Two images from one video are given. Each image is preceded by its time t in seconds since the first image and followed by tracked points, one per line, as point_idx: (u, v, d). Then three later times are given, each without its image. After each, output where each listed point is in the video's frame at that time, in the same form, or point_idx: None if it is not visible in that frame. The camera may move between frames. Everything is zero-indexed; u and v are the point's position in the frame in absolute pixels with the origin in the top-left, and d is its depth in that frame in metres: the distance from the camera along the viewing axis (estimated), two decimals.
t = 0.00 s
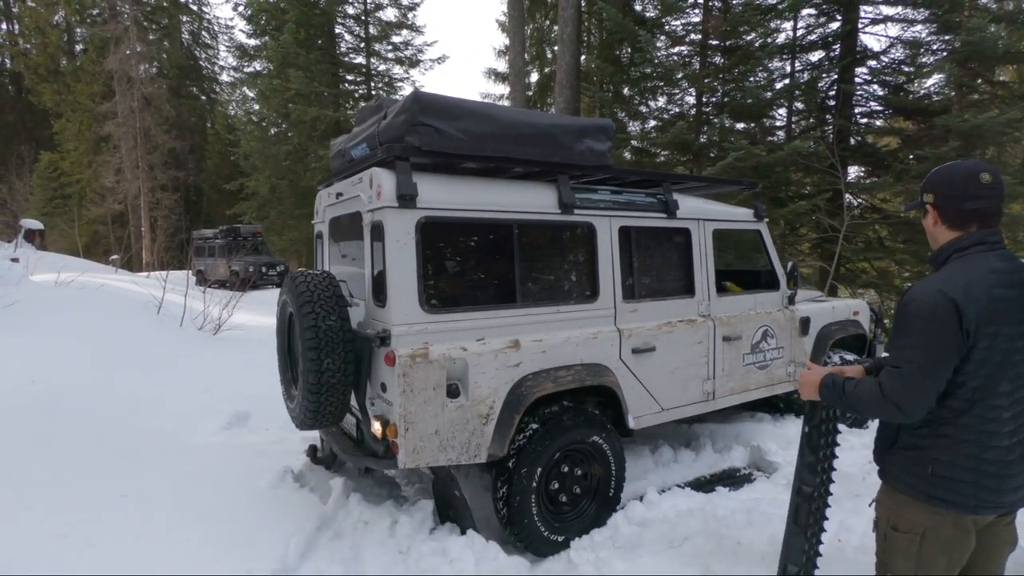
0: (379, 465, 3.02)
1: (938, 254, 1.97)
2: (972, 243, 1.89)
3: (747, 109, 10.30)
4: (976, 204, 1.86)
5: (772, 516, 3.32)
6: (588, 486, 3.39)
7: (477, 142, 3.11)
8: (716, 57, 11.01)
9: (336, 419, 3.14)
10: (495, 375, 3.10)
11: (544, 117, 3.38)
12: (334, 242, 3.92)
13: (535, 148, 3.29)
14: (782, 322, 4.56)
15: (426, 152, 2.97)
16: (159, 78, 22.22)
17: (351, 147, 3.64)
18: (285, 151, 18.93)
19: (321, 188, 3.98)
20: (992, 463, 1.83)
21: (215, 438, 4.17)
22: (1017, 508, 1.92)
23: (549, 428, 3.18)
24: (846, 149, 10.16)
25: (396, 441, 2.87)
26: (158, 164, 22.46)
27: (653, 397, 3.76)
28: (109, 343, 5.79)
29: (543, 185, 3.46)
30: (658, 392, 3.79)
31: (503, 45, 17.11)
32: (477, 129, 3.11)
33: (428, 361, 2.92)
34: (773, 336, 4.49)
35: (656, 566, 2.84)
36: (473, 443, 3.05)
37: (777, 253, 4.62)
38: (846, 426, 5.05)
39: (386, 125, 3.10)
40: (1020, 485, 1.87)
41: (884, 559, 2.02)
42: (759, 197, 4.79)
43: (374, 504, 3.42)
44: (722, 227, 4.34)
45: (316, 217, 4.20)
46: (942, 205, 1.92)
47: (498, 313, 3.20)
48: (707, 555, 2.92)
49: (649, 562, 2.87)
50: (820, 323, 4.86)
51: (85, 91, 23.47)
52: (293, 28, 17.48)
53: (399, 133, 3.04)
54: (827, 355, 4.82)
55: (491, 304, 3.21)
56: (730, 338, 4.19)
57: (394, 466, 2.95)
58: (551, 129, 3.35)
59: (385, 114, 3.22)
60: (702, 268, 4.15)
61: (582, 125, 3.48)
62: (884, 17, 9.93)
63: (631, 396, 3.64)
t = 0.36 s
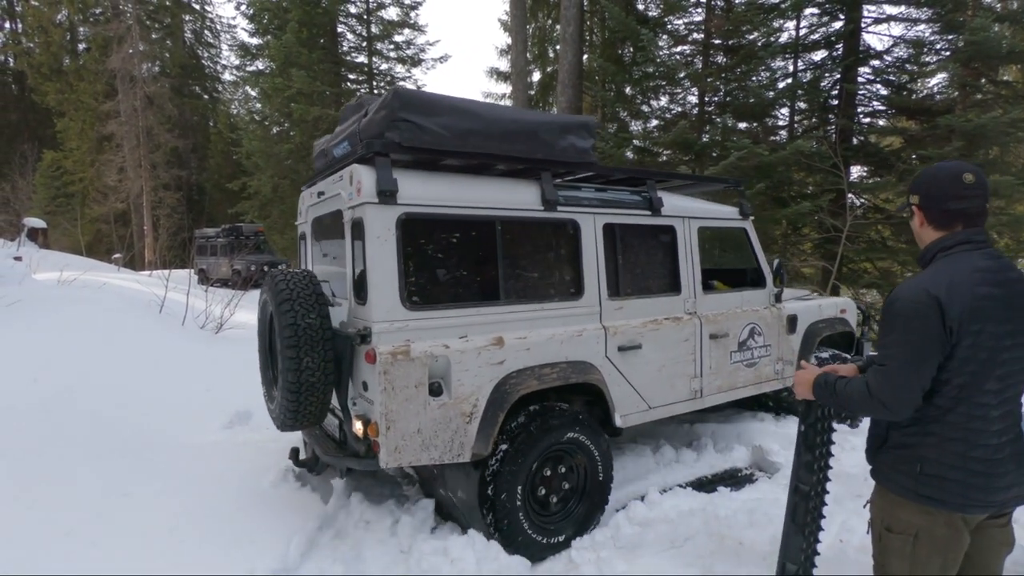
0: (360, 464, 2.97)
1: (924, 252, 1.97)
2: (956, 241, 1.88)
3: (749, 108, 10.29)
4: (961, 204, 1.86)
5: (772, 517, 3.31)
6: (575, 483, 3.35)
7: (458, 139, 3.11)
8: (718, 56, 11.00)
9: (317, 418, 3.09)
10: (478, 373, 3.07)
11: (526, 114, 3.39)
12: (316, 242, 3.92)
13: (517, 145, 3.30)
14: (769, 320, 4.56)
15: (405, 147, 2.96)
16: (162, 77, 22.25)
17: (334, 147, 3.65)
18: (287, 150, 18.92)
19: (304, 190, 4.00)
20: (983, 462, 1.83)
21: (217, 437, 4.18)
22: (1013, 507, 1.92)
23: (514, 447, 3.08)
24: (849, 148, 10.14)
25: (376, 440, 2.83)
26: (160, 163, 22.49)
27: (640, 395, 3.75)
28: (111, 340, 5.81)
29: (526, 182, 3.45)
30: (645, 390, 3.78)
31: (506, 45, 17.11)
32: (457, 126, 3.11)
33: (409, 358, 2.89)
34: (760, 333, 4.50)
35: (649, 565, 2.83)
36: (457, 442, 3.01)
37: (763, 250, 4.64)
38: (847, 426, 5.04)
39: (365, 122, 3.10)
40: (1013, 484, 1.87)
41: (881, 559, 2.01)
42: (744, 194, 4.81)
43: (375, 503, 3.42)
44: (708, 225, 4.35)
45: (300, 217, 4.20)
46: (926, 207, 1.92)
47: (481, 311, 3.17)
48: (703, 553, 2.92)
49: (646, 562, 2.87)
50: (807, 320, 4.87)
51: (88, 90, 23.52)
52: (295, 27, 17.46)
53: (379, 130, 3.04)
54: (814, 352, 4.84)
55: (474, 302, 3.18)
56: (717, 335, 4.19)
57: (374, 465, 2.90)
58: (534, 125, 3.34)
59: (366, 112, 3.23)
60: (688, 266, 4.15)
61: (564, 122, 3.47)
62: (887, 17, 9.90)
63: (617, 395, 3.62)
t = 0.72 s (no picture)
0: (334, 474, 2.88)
1: (920, 255, 1.97)
2: (950, 243, 1.89)
3: (752, 109, 10.25)
4: (965, 205, 1.85)
5: (773, 517, 3.31)
6: (559, 478, 3.30)
7: (431, 139, 3.06)
8: (721, 56, 10.99)
9: (289, 428, 3.00)
10: (455, 379, 3.00)
11: (501, 113, 3.36)
12: (289, 246, 3.88)
13: (494, 145, 3.27)
14: (751, 319, 4.58)
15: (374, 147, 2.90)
16: (164, 77, 22.26)
17: (305, 150, 3.60)
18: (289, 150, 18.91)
19: (277, 193, 3.98)
20: (978, 464, 1.83)
21: (219, 434, 4.19)
22: (1011, 509, 1.92)
23: (482, 480, 2.99)
24: (851, 149, 10.13)
25: (350, 449, 2.74)
26: (163, 163, 22.50)
27: (622, 397, 3.72)
28: (111, 339, 5.82)
29: (503, 182, 3.43)
30: (626, 392, 3.75)
31: (508, 44, 17.12)
32: (429, 127, 3.06)
33: (384, 364, 2.81)
34: (742, 332, 4.51)
35: (648, 566, 2.83)
36: (435, 449, 2.93)
37: (744, 247, 4.68)
38: (848, 427, 5.03)
39: (336, 124, 3.04)
40: (1011, 486, 1.87)
41: (879, 561, 2.01)
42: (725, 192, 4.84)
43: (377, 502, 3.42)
44: (688, 223, 4.39)
45: (274, 220, 4.16)
46: (928, 208, 1.90)
47: (457, 314, 3.11)
48: (703, 554, 2.92)
49: (646, 564, 2.86)
50: (788, 318, 4.90)
51: (91, 89, 23.56)
52: (297, 27, 17.43)
53: (348, 131, 2.98)
54: (796, 349, 4.90)
55: (450, 305, 3.11)
56: (700, 334, 4.19)
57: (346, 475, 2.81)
58: (509, 125, 3.33)
59: (337, 114, 3.18)
60: (669, 265, 4.16)
61: (540, 121, 3.45)
62: (890, 17, 9.88)
63: (598, 397, 3.58)
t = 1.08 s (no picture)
0: (315, 480, 2.85)
1: (933, 256, 1.97)
2: (965, 243, 1.88)
3: (758, 108, 10.08)
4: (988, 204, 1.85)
5: (779, 517, 3.30)
6: (544, 472, 3.28)
7: (413, 138, 3.05)
8: (727, 56, 10.95)
9: (269, 434, 2.97)
10: (438, 382, 2.98)
11: (483, 112, 3.35)
12: (270, 247, 3.86)
13: (477, 144, 3.26)
14: (739, 318, 4.57)
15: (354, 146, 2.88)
16: (171, 76, 22.34)
17: (285, 150, 3.59)
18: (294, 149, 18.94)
19: (258, 193, 3.96)
20: (990, 467, 1.81)
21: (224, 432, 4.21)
22: None
23: (465, 509, 2.94)
24: (858, 149, 10.09)
25: (331, 455, 2.70)
26: (169, 162, 22.59)
27: (609, 398, 3.71)
28: (116, 337, 5.85)
29: (487, 181, 3.42)
30: (614, 394, 3.74)
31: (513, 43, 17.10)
32: (409, 125, 3.05)
33: (366, 369, 2.78)
34: (731, 332, 4.50)
35: (655, 566, 2.82)
36: (418, 454, 2.91)
37: (731, 246, 4.69)
38: (855, 428, 5.01)
39: (313, 122, 2.99)
40: None
41: (888, 563, 2.00)
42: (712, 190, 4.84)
43: (383, 499, 3.43)
44: (676, 222, 4.39)
45: (254, 221, 4.12)
46: (953, 205, 1.88)
47: (438, 316, 3.09)
48: (709, 554, 2.91)
49: (652, 564, 2.85)
50: (777, 317, 4.90)
51: (99, 89, 23.68)
52: (303, 27, 17.43)
53: (328, 129, 2.97)
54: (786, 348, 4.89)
55: (431, 307, 3.09)
56: (688, 334, 4.18)
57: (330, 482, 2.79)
58: (492, 123, 3.32)
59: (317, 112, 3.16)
60: (656, 265, 4.15)
61: (524, 119, 3.46)
62: (897, 15, 9.83)
63: (585, 399, 3.57)
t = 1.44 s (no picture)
0: (317, 470, 2.86)
1: (946, 249, 1.96)
2: (979, 238, 1.88)
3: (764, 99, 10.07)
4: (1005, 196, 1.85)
5: (783, 509, 3.32)
6: (545, 464, 3.30)
7: (414, 127, 3.04)
8: (733, 46, 10.82)
9: (270, 423, 2.98)
10: (440, 372, 2.99)
11: (485, 102, 3.34)
12: (270, 237, 3.87)
13: (479, 135, 3.25)
14: (741, 310, 4.57)
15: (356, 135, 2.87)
16: (175, 67, 22.32)
17: (285, 138, 3.59)
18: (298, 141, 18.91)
19: (258, 183, 3.97)
20: (999, 463, 1.81)
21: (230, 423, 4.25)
22: None
23: (467, 501, 2.96)
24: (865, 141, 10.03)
25: (332, 444, 2.71)
26: (174, 153, 22.61)
27: (611, 389, 3.72)
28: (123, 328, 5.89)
29: (488, 172, 3.42)
30: (615, 384, 3.74)
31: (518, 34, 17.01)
32: (411, 114, 3.05)
33: (367, 359, 2.78)
34: (732, 324, 4.50)
35: (659, 557, 2.84)
36: (419, 444, 2.92)
37: (733, 238, 4.68)
38: (860, 421, 5.01)
39: (315, 110, 3.03)
40: None
41: (892, 557, 2.01)
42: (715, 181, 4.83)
43: (388, 489, 3.46)
44: (679, 214, 4.37)
45: (255, 212, 4.14)
46: (970, 197, 1.87)
47: (439, 307, 3.09)
48: (713, 546, 2.92)
49: (657, 555, 2.87)
50: (779, 309, 4.90)
51: (103, 80, 23.70)
52: (307, 17, 17.33)
53: (330, 117, 2.97)
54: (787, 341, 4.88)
55: (433, 298, 3.10)
56: (689, 326, 4.18)
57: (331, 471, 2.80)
58: (493, 113, 3.31)
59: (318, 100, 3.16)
60: (658, 256, 4.15)
61: (526, 109, 3.45)
62: (906, 5, 9.74)
63: (587, 390, 3.58)
